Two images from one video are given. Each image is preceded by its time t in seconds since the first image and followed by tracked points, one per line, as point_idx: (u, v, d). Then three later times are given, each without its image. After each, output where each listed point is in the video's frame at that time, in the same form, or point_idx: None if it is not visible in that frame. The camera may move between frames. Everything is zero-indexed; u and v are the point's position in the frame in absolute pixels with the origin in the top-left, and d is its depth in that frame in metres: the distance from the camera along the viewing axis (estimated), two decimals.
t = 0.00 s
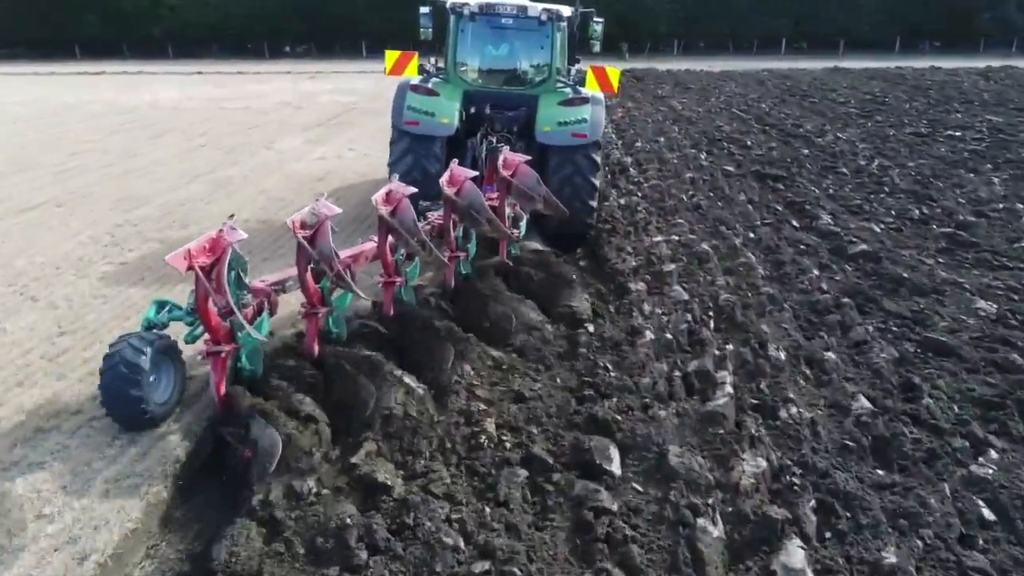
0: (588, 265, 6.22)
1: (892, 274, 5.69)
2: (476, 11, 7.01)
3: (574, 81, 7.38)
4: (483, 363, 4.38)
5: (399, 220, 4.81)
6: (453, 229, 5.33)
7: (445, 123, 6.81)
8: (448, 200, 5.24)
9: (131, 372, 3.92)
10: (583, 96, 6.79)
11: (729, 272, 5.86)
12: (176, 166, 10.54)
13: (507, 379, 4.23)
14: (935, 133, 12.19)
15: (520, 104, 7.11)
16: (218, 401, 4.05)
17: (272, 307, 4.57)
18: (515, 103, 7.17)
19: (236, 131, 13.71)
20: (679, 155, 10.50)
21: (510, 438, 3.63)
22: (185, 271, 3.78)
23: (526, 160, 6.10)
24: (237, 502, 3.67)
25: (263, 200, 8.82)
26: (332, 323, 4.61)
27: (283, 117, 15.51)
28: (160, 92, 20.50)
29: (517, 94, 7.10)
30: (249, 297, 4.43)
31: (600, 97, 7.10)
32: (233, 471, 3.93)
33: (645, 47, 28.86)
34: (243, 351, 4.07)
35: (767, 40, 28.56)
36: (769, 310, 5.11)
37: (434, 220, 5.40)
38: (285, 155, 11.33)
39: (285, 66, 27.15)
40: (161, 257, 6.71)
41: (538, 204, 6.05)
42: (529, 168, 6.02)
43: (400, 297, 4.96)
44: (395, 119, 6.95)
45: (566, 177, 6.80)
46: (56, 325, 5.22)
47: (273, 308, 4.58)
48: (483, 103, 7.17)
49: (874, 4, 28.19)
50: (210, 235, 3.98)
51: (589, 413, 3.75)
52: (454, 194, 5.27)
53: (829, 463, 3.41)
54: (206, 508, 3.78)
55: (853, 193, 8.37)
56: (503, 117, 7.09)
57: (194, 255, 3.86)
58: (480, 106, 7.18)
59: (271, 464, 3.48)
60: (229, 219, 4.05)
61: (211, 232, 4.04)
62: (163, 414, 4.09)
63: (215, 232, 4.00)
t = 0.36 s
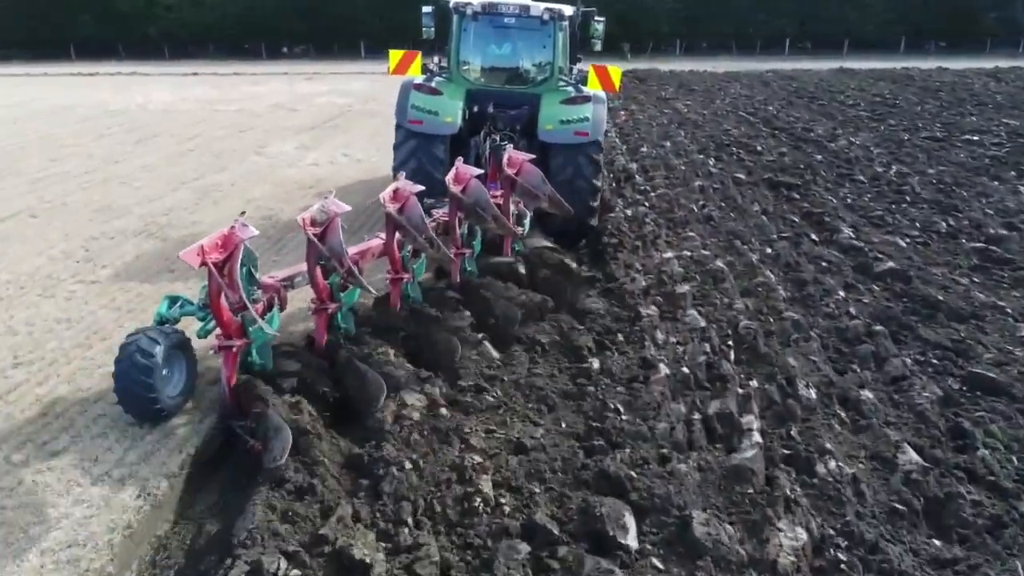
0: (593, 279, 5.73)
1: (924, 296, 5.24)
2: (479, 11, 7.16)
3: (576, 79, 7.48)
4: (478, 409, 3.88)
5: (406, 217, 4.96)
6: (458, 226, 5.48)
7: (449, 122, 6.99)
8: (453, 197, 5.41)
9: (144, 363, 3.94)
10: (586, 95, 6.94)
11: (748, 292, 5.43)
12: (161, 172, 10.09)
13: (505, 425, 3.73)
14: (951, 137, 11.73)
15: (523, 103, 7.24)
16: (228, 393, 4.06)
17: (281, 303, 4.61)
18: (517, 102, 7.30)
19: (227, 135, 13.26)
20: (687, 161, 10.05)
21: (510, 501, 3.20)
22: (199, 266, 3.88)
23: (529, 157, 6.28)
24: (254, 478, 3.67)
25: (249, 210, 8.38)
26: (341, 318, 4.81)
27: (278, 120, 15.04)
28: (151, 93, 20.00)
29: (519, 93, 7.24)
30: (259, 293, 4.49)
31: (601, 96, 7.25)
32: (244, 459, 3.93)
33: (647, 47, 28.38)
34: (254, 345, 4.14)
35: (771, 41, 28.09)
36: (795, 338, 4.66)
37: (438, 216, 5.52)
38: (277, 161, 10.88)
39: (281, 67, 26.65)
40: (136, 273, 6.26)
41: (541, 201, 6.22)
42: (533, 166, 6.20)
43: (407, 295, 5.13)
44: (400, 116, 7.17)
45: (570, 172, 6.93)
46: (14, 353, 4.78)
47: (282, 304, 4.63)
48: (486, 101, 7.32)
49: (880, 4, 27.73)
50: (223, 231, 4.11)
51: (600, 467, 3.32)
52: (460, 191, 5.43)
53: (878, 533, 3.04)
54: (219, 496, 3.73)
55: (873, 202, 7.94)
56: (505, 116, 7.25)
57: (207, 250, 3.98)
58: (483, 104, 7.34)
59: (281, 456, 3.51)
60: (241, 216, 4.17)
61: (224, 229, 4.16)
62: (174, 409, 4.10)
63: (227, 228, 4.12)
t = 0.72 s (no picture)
0: (600, 302, 5.27)
1: (966, 323, 4.78)
2: (483, 10, 7.05)
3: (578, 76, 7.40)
4: (474, 464, 3.39)
5: (413, 213, 5.04)
6: (464, 222, 5.58)
7: (453, 121, 6.93)
8: (460, 195, 5.49)
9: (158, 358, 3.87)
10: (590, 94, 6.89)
11: (772, 317, 4.99)
12: (144, 180, 9.61)
13: (506, 485, 3.27)
14: (969, 143, 11.28)
15: (527, 102, 7.19)
16: (241, 387, 4.03)
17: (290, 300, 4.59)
18: (521, 101, 7.24)
19: (217, 140, 12.79)
20: (696, 169, 9.57)
21: None
22: (211, 260, 3.87)
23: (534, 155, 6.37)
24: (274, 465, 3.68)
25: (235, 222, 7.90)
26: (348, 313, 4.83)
27: (271, 123, 14.55)
28: (142, 95, 19.48)
29: (522, 92, 7.18)
30: (269, 290, 4.42)
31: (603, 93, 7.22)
32: (258, 455, 3.91)
33: (649, 47, 27.89)
34: (266, 339, 4.14)
35: (777, 42, 27.59)
36: (828, 371, 4.22)
37: (444, 214, 5.61)
38: (267, 168, 10.41)
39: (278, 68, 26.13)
40: (106, 294, 5.79)
41: (547, 198, 6.31)
42: (537, 164, 6.31)
43: (413, 289, 5.23)
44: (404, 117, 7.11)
45: (573, 168, 6.96)
46: None
47: (290, 301, 4.56)
48: (490, 100, 7.27)
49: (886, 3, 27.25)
50: (233, 228, 4.09)
51: (616, 544, 2.92)
52: (466, 188, 5.51)
53: None
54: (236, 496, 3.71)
55: (897, 214, 7.50)
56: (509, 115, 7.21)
57: (221, 246, 3.98)
58: (487, 103, 7.28)
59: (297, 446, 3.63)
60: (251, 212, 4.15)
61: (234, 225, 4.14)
62: (187, 403, 4.05)
63: (238, 224, 4.11)
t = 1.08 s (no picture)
0: (612, 331, 4.75)
1: (1020, 358, 4.32)
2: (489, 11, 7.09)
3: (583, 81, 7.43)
4: (471, 539, 2.94)
5: (422, 211, 5.11)
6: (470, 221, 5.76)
7: (460, 120, 6.88)
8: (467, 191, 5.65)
9: (171, 351, 3.94)
10: (595, 93, 6.89)
11: (803, 348, 4.52)
12: (126, 190, 9.13)
13: (510, 569, 2.81)
14: (992, 149, 10.79)
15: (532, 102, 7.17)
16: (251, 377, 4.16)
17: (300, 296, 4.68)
18: (526, 101, 7.20)
19: (207, 145, 12.29)
20: (708, 177, 9.11)
21: None
22: (224, 254, 3.99)
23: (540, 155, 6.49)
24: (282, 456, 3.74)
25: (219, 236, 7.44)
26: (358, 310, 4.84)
27: (264, 128, 14.04)
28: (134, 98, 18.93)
29: (528, 91, 7.14)
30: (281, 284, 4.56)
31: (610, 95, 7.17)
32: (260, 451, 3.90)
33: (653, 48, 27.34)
34: (276, 334, 4.22)
35: (782, 42, 27.14)
36: (872, 416, 3.75)
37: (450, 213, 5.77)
38: (256, 177, 9.91)
39: (275, 69, 25.64)
40: (71, 319, 5.32)
41: (552, 196, 6.41)
42: (543, 163, 6.41)
43: (422, 288, 5.28)
44: (411, 117, 7.03)
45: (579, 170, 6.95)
46: None
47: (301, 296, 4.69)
48: (496, 102, 7.23)
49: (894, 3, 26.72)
50: (245, 223, 4.17)
51: None
52: (473, 186, 5.67)
53: None
54: (249, 480, 3.70)
55: (926, 227, 7.02)
56: (515, 115, 7.17)
57: (232, 242, 4.06)
58: (493, 104, 7.24)
59: (307, 438, 3.74)
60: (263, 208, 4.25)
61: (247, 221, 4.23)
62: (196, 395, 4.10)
63: (250, 221, 4.18)
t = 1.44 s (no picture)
0: (624, 367, 4.25)
1: None
2: (494, 11, 7.17)
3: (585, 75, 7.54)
4: None
5: (429, 210, 5.12)
6: (477, 218, 5.80)
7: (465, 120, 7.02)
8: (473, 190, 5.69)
9: (182, 343, 3.96)
10: (599, 93, 6.97)
11: (840, 388, 4.03)
12: (105, 200, 8.64)
13: None
14: (1014, 156, 10.30)
15: (536, 100, 7.30)
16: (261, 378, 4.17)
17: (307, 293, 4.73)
18: (531, 100, 7.36)
19: (195, 151, 11.79)
20: (719, 187, 8.63)
21: None
22: (236, 253, 4.05)
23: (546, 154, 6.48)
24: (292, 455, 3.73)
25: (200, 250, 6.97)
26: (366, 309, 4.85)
27: (255, 132, 13.53)
28: (123, 101, 18.39)
29: (532, 91, 7.28)
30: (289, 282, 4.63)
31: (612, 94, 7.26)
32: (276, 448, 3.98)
33: (655, 49, 26.79)
34: (286, 330, 4.31)
35: (787, 44, 26.56)
36: (929, 480, 3.26)
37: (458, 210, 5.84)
38: (243, 187, 9.42)
39: (271, 70, 25.15)
40: (30, 348, 4.86)
41: (558, 195, 6.33)
42: (549, 163, 6.37)
43: (429, 285, 5.22)
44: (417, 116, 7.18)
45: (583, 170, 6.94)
46: None
47: (309, 294, 4.75)
48: (501, 100, 7.39)
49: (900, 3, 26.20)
50: (256, 222, 4.24)
51: None
52: (479, 185, 5.71)
53: None
54: (260, 475, 3.81)
55: (957, 244, 6.55)
56: (518, 114, 7.35)
57: (243, 240, 4.13)
58: (498, 103, 7.41)
59: (316, 433, 3.60)
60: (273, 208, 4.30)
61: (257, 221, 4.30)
62: (208, 391, 4.10)
63: (261, 219, 4.25)
